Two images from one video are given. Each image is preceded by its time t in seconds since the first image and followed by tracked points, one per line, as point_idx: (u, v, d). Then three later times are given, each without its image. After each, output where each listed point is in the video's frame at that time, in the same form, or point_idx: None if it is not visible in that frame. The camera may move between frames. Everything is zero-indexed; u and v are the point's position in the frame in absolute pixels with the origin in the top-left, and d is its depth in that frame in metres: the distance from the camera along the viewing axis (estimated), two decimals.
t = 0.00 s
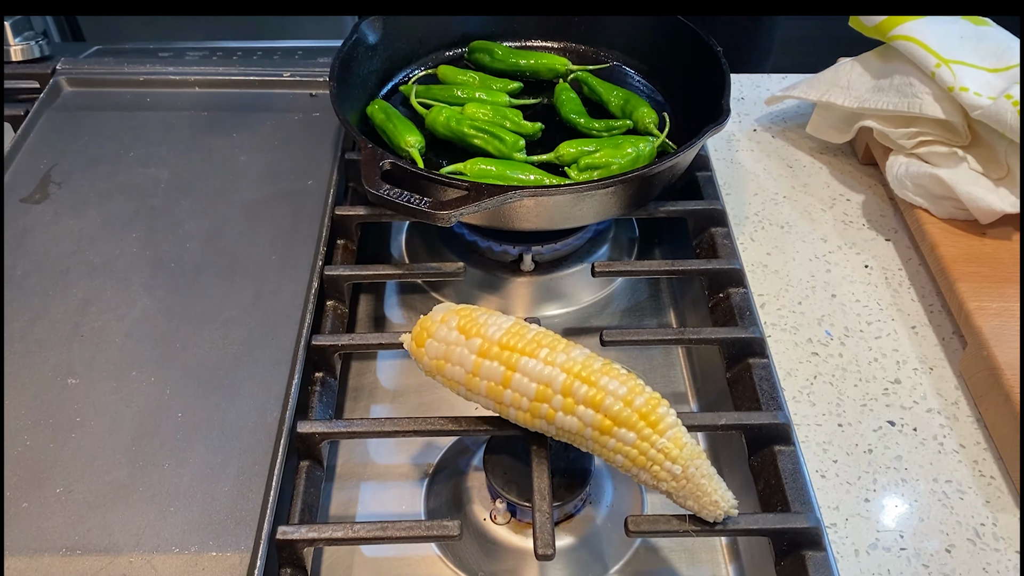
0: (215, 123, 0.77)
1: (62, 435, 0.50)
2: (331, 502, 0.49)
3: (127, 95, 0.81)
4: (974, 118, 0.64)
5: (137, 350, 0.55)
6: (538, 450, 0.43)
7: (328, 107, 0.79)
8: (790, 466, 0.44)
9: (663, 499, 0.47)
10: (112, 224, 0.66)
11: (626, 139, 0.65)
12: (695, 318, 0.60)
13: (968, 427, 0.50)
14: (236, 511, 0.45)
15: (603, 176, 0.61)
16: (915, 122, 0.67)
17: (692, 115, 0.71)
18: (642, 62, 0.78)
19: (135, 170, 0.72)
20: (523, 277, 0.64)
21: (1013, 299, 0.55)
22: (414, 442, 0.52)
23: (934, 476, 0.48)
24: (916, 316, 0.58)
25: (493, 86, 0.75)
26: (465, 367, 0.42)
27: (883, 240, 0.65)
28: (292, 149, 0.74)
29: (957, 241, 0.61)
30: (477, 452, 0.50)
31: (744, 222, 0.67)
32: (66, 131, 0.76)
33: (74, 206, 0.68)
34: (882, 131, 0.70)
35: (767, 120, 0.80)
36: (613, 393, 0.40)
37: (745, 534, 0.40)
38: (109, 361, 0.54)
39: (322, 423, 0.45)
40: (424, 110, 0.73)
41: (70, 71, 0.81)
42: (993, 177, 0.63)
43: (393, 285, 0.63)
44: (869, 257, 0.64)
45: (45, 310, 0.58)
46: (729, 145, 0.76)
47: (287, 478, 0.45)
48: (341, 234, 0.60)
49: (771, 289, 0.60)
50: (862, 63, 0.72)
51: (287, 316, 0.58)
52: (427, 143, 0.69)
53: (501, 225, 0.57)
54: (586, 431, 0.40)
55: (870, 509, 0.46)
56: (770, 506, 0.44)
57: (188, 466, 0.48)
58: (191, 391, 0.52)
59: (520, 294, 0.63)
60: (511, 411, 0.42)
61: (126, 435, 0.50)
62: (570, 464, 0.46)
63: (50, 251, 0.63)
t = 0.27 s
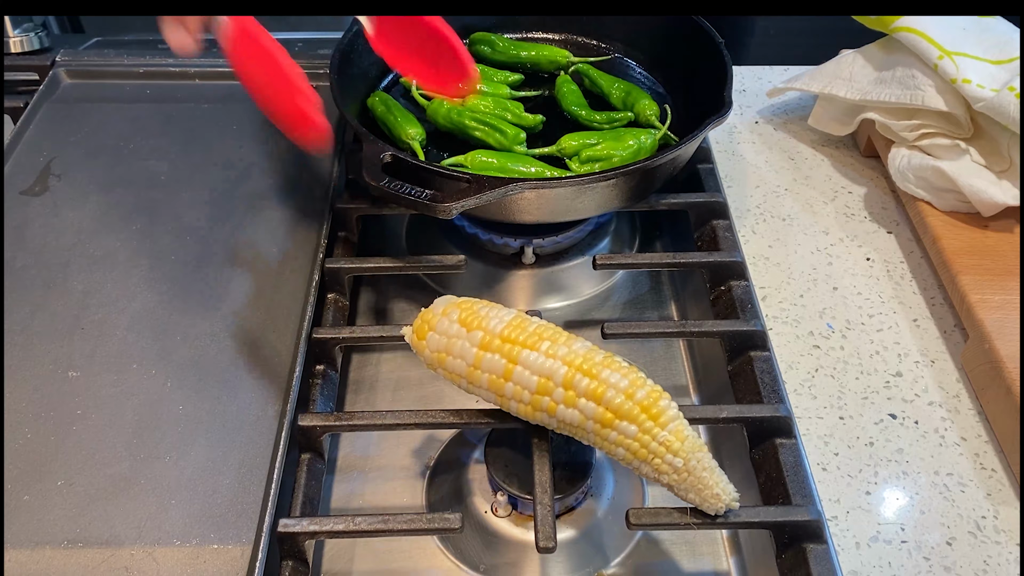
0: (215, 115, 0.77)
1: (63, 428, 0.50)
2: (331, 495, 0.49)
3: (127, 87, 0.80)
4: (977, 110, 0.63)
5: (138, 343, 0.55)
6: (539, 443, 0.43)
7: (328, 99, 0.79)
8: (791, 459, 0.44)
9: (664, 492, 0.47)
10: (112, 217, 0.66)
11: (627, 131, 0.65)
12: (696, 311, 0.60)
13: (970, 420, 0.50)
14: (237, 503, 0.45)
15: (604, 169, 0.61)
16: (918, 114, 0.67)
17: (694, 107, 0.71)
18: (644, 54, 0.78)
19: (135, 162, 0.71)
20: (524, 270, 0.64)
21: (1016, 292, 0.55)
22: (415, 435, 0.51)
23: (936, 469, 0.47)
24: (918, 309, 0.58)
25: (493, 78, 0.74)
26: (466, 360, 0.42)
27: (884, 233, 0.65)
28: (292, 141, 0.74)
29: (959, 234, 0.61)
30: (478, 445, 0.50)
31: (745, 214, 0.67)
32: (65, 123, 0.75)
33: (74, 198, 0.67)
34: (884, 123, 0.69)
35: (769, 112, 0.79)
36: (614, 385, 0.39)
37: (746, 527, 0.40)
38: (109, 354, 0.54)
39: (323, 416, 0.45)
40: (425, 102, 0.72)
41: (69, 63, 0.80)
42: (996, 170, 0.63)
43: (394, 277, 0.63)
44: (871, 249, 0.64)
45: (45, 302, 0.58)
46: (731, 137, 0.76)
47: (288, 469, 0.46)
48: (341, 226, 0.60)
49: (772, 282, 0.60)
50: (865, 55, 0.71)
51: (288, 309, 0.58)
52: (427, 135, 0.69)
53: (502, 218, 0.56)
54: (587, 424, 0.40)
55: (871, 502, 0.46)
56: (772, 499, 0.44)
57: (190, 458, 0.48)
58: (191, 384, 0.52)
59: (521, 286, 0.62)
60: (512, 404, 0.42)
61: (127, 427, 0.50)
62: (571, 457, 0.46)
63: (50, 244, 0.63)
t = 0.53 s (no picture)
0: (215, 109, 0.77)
1: (63, 422, 0.50)
2: (332, 489, 0.49)
3: (127, 82, 0.80)
4: (977, 105, 0.63)
5: (138, 338, 0.55)
6: (539, 438, 0.43)
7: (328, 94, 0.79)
8: (791, 454, 0.44)
9: (664, 486, 0.48)
10: (112, 212, 0.66)
11: (627, 126, 0.65)
12: (696, 306, 0.60)
13: (969, 415, 0.51)
14: (237, 498, 0.46)
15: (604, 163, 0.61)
16: (918, 108, 0.67)
17: (694, 101, 0.71)
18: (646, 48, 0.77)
19: (135, 157, 0.71)
20: (524, 265, 0.64)
21: (1015, 286, 0.55)
22: (416, 429, 0.52)
23: (935, 463, 0.48)
24: (917, 304, 0.58)
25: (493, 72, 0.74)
26: (466, 355, 0.42)
27: (884, 227, 0.65)
28: (292, 136, 0.73)
29: (959, 228, 0.61)
30: (478, 439, 0.50)
31: (745, 209, 0.67)
32: (65, 117, 0.75)
33: (74, 193, 0.67)
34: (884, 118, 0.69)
35: (769, 107, 0.79)
36: (614, 380, 0.40)
37: (745, 521, 0.41)
38: (109, 348, 0.54)
39: (323, 411, 0.45)
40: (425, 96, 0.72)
41: (68, 57, 0.80)
42: (995, 164, 0.63)
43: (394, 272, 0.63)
44: (870, 244, 0.64)
45: (45, 297, 0.58)
46: (731, 131, 0.76)
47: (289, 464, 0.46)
48: (341, 221, 0.60)
49: (772, 276, 0.60)
50: (865, 50, 0.71)
51: (288, 304, 0.58)
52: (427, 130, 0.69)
53: (502, 212, 0.56)
54: (587, 419, 0.40)
55: (870, 496, 0.46)
56: (771, 493, 0.44)
57: (190, 453, 0.48)
58: (191, 379, 0.52)
59: (521, 281, 0.62)
60: (512, 399, 0.42)
61: (128, 422, 0.50)
62: (571, 452, 0.46)
63: (50, 239, 0.63)
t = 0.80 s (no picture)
0: (216, 106, 0.76)
1: (66, 419, 0.50)
2: (334, 484, 0.49)
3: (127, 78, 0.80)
4: (977, 101, 0.63)
5: (140, 334, 0.55)
6: (540, 433, 0.44)
7: (329, 90, 0.79)
8: (791, 449, 0.45)
9: (665, 481, 0.48)
10: (113, 208, 0.66)
11: (628, 122, 0.65)
12: (697, 302, 0.60)
13: (969, 410, 0.51)
14: (239, 493, 0.46)
15: (604, 159, 0.61)
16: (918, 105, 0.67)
17: (695, 97, 0.71)
18: (646, 44, 0.77)
19: (136, 153, 0.71)
20: (525, 261, 0.64)
21: (1015, 282, 0.55)
22: (417, 425, 0.52)
23: (935, 459, 0.48)
24: (918, 300, 0.58)
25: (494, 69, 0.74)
26: (467, 351, 0.42)
27: (884, 224, 0.65)
28: (292, 132, 0.73)
29: (960, 224, 0.61)
30: (479, 435, 0.51)
31: (746, 205, 0.67)
32: (66, 114, 0.75)
33: (75, 189, 0.67)
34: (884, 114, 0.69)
35: (769, 103, 0.79)
36: (615, 375, 0.40)
37: (745, 516, 0.41)
38: (112, 344, 0.54)
39: (324, 407, 0.45)
40: (425, 93, 0.72)
41: (69, 53, 0.80)
42: (996, 160, 0.63)
43: (395, 269, 0.63)
44: (871, 240, 0.64)
45: (47, 294, 0.58)
46: (731, 128, 0.76)
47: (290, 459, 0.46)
48: (342, 218, 0.60)
49: (772, 272, 0.60)
50: (865, 46, 0.71)
51: (290, 300, 0.58)
52: (427, 126, 0.69)
53: (502, 209, 0.56)
54: (588, 414, 0.40)
55: (870, 491, 0.46)
56: (771, 488, 0.44)
57: (192, 449, 0.48)
58: (193, 374, 0.52)
59: (522, 277, 0.63)
60: (513, 394, 0.42)
61: (130, 418, 0.50)
62: (572, 447, 0.46)
63: (51, 236, 0.63)
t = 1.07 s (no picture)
0: (215, 103, 0.76)
1: (66, 415, 0.50)
2: (333, 481, 0.49)
3: (127, 75, 0.80)
4: (976, 98, 0.63)
5: (139, 331, 0.55)
6: (538, 430, 0.44)
7: (328, 88, 0.79)
8: (789, 446, 0.45)
9: (663, 478, 0.48)
10: (113, 206, 0.66)
11: (627, 120, 0.65)
12: (695, 299, 0.60)
13: (967, 407, 0.51)
14: (238, 490, 0.46)
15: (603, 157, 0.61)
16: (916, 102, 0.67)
17: (694, 95, 0.71)
18: (646, 41, 0.77)
19: (135, 151, 0.71)
20: (524, 258, 0.64)
21: (1013, 279, 0.55)
22: (416, 422, 0.52)
23: (932, 455, 0.48)
24: (916, 297, 0.59)
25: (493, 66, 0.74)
26: (465, 348, 0.42)
27: (883, 221, 0.65)
28: (292, 129, 0.73)
29: (958, 221, 0.61)
30: (478, 432, 0.51)
31: (744, 202, 0.67)
32: (66, 112, 0.75)
33: (74, 187, 0.67)
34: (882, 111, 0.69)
35: (768, 100, 0.79)
36: (612, 372, 0.40)
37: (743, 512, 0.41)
38: (111, 341, 0.55)
39: (324, 403, 0.45)
40: (424, 90, 0.72)
41: (69, 51, 0.80)
42: (994, 158, 0.63)
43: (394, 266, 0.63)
44: (869, 237, 0.64)
45: (46, 291, 0.58)
46: (730, 125, 0.76)
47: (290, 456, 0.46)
48: (341, 215, 0.60)
49: (771, 269, 0.60)
50: (864, 43, 0.71)
51: (289, 297, 0.58)
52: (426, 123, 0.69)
53: (501, 206, 0.56)
54: (586, 411, 0.40)
55: (867, 488, 0.46)
56: (769, 485, 0.44)
57: (192, 445, 0.48)
58: (193, 371, 0.53)
59: (521, 274, 0.63)
60: (512, 391, 0.42)
61: (130, 415, 0.50)
62: (571, 444, 0.47)
63: (50, 233, 0.63)
